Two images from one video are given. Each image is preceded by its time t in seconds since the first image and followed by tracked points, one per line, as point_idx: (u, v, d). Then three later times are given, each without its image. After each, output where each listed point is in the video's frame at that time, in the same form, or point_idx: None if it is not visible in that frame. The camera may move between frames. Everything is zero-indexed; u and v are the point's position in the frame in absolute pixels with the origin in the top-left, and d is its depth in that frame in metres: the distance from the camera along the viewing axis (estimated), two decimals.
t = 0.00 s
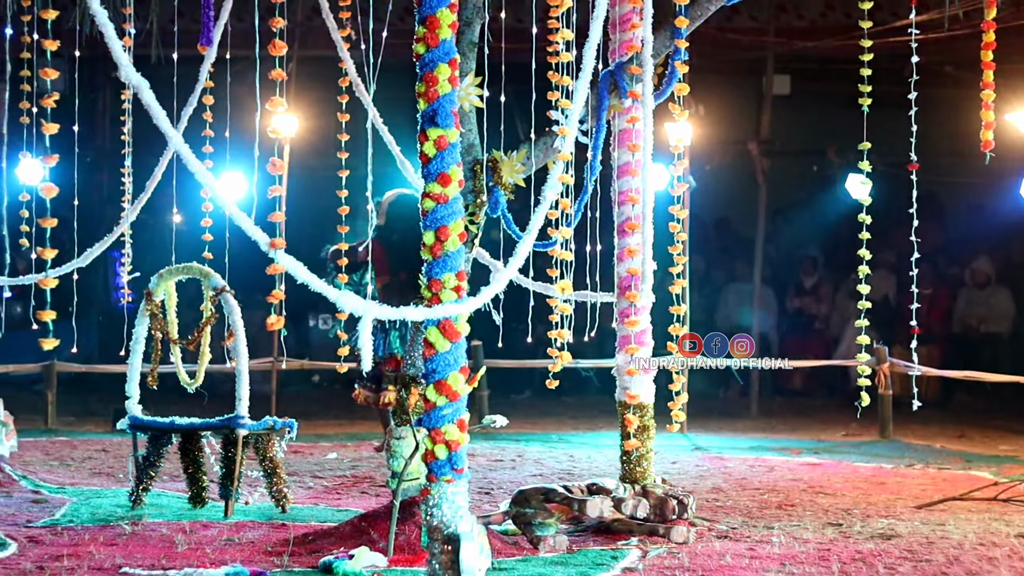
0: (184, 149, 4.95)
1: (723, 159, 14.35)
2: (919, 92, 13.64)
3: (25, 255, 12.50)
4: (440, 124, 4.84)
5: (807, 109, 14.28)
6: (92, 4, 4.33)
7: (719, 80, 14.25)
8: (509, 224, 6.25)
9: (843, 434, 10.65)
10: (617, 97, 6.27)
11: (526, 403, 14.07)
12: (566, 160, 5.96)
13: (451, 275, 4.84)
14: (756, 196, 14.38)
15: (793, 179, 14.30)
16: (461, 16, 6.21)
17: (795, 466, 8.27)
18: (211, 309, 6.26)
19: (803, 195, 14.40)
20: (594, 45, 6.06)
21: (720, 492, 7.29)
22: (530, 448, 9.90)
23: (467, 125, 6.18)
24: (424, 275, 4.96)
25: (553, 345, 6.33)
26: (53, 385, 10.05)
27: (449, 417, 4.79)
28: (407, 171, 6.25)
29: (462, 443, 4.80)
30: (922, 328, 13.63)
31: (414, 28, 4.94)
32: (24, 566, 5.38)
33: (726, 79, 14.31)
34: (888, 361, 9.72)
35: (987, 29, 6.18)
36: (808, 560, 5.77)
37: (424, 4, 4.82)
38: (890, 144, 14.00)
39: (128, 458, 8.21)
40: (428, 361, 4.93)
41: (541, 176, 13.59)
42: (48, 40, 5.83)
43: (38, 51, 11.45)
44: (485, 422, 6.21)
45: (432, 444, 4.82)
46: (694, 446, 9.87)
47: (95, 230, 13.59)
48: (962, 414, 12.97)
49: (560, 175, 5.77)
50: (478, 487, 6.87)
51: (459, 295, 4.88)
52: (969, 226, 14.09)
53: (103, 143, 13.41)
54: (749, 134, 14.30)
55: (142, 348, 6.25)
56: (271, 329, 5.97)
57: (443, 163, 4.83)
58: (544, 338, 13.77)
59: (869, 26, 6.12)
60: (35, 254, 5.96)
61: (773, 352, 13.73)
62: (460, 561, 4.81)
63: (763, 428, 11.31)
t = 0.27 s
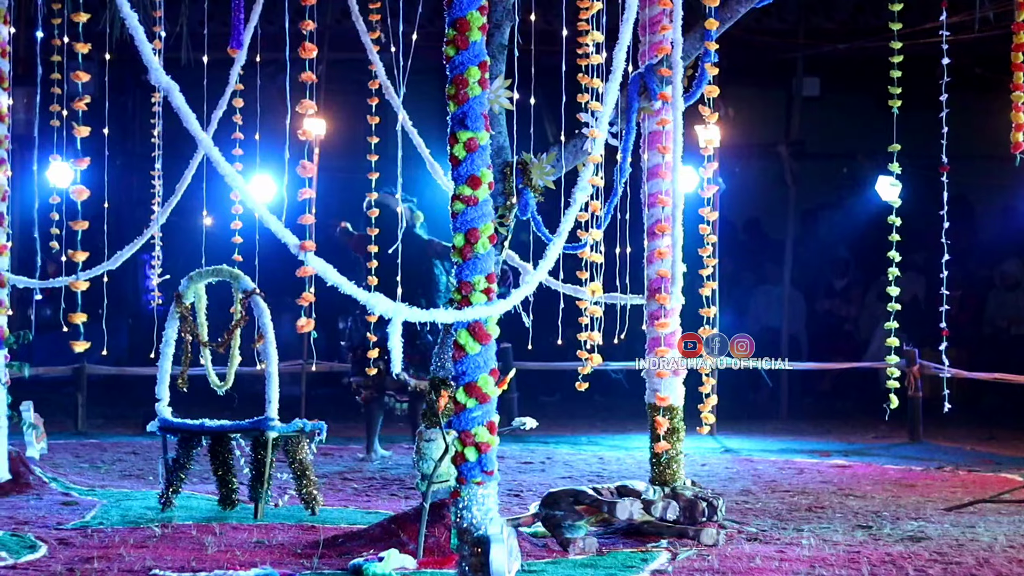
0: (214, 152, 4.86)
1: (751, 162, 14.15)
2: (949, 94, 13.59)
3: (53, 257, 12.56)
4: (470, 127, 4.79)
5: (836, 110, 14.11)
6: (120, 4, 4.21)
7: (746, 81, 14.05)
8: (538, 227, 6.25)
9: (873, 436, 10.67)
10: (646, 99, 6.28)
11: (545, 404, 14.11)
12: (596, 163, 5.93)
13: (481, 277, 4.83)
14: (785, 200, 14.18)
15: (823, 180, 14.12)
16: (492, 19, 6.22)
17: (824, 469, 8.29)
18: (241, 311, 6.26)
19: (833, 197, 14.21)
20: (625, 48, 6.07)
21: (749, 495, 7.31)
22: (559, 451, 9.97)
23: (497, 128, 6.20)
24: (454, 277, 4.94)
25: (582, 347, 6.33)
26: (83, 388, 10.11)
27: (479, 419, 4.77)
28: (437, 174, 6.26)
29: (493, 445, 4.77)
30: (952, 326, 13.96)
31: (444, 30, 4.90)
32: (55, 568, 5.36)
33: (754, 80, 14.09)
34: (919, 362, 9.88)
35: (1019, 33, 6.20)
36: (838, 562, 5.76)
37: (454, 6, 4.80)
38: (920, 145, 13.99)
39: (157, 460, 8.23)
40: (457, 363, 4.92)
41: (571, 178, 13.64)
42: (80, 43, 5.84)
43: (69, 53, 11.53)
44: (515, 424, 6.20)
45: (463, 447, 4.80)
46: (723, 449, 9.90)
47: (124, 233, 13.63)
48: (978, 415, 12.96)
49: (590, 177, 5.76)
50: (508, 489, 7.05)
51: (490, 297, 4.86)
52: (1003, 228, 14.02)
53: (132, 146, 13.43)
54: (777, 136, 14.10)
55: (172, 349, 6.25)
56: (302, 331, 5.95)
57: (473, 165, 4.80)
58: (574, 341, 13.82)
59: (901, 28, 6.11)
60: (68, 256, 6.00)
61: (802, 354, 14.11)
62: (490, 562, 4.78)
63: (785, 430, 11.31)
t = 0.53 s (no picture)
0: (233, 153, 4.73)
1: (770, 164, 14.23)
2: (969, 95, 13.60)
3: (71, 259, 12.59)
4: (488, 128, 4.78)
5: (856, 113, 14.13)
6: None
7: (766, 83, 14.06)
8: (557, 228, 6.24)
9: (892, 437, 10.68)
10: (664, 99, 6.26)
11: (558, 405, 14.15)
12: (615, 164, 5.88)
13: (500, 278, 4.79)
14: (803, 200, 14.33)
15: (842, 182, 14.28)
16: (510, 19, 6.23)
17: (843, 469, 8.31)
18: (260, 311, 6.26)
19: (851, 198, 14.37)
20: (644, 48, 6.00)
21: (767, 496, 7.32)
22: (578, 452, 10.03)
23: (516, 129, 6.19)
24: (472, 277, 4.92)
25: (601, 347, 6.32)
26: (102, 389, 10.16)
27: (497, 419, 4.81)
28: (455, 174, 6.25)
29: (512, 445, 4.80)
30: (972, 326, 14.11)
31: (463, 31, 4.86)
32: (73, 568, 5.33)
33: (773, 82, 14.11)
34: (937, 363, 9.89)
35: None
36: (857, 562, 5.75)
37: (472, 7, 4.77)
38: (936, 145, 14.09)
39: (176, 461, 8.25)
40: (475, 363, 4.93)
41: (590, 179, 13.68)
42: (98, 44, 5.83)
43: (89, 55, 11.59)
44: (534, 425, 6.20)
45: (482, 448, 4.82)
46: (743, 450, 9.93)
47: (143, 234, 13.63)
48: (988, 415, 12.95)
49: (609, 178, 5.74)
50: (526, 489, 7.17)
51: (508, 298, 4.81)
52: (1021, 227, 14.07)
53: (151, 147, 13.43)
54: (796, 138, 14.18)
55: (191, 350, 6.25)
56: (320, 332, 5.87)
57: (491, 166, 4.78)
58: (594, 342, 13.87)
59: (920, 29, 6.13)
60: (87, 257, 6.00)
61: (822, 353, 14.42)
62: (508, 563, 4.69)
63: (799, 430, 11.32)
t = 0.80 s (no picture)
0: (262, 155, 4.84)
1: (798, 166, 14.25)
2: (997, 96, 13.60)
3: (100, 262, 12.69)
4: (517, 130, 4.76)
5: (885, 113, 14.15)
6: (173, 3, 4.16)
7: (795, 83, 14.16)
8: (586, 229, 6.24)
9: (921, 438, 10.67)
10: (692, 100, 6.25)
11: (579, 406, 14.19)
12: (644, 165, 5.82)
13: (529, 279, 4.80)
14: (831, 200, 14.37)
15: (870, 183, 14.29)
16: (538, 20, 6.23)
17: (873, 471, 8.31)
18: (289, 314, 6.29)
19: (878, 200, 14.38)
20: (673, 50, 5.98)
21: (797, 497, 7.33)
22: (608, 453, 10.07)
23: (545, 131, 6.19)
24: (501, 279, 4.91)
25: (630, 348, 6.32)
26: (132, 391, 10.25)
27: (527, 421, 4.78)
28: (483, 175, 6.25)
29: (541, 447, 4.78)
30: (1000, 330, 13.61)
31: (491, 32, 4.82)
32: (103, 571, 5.33)
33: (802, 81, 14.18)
34: (966, 365, 9.86)
35: None
36: (887, 565, 5.73)
37: (499, 9, 4.76)
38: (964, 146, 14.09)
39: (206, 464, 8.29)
40: (504, 365, 4.93)
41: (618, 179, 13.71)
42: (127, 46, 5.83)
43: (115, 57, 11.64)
44: (564, 427, 6.22)
45: (511, 450, 4.80)
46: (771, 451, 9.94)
47: (172, 236, 13.71)
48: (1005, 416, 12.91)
49: (638, 180, 5.70)
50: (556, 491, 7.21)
51: (537, 300, 4.83)
52: None
53: (179, 149, 13.47)
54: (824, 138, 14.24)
55: (220, 353, 6.26)
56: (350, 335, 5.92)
57: (519, 168, 4.77)
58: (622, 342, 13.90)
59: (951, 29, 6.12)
60: (118, 260, 6.00)
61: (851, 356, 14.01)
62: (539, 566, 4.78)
63: (821, 432, 11.32)
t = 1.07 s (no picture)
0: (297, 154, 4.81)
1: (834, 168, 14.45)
2: None
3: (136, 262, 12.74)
4: (553, 130, 4.66)
5: (921, 114, 14.15)
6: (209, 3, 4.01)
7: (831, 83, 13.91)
8: (621, 230, 6.28)
9: (956, 438, 10.71)
10: (728, 101, 6.25)
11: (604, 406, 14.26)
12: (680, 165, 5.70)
13: (564, 281, 4.69)
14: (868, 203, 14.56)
15: (907, 185, 14.51)
16: (574, 21, 6.25)
17: (907, 472, 8.33)
18: (324, 314, 6.27)
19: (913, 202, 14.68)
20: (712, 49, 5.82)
21: (832, 498, 7.35)
22: (644, 454, 10.15)
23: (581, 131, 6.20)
24: (536, 280, 4.82)
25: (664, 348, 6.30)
26: (166, 391, 10.32)
27: (562, 422, 4.71)
28: (519, 177, 6.23)
29: (577, 446, 4.70)
30: None
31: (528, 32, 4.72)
32: (139, 570, 5.31)
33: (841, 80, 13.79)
34: (1002, 365, 9.93)
35: None
36: (923, 565, 5.71)
37: (535, 9, 4.65)
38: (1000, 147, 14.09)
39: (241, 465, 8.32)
40: (539, 366, 4.85)
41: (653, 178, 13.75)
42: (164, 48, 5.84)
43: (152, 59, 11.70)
44: (601, 429, 6.20)
45: (546, 451, 4.74)
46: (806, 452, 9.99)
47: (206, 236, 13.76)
48: None
49: (674, 180, 5.57)
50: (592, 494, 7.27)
51: (573, 301, 4.72)
52: None
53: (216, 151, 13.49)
54: (859, 139, 14.03)
55: (256, 354, 6.26)
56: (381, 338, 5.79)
57: (555, 168, 4.65)
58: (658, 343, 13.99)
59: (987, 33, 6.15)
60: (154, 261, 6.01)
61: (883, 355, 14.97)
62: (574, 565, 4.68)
63: (848, 433, 11.34)
